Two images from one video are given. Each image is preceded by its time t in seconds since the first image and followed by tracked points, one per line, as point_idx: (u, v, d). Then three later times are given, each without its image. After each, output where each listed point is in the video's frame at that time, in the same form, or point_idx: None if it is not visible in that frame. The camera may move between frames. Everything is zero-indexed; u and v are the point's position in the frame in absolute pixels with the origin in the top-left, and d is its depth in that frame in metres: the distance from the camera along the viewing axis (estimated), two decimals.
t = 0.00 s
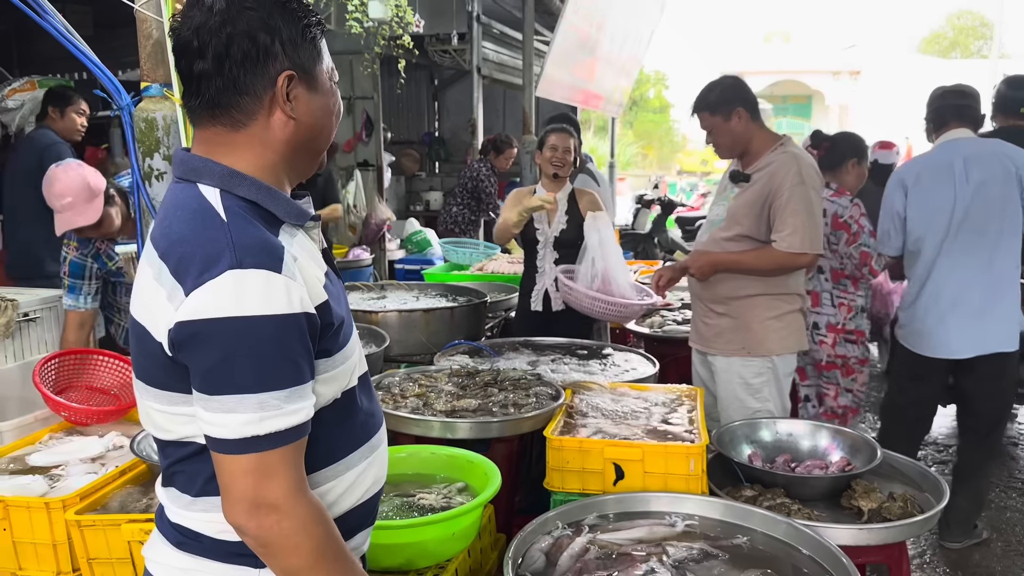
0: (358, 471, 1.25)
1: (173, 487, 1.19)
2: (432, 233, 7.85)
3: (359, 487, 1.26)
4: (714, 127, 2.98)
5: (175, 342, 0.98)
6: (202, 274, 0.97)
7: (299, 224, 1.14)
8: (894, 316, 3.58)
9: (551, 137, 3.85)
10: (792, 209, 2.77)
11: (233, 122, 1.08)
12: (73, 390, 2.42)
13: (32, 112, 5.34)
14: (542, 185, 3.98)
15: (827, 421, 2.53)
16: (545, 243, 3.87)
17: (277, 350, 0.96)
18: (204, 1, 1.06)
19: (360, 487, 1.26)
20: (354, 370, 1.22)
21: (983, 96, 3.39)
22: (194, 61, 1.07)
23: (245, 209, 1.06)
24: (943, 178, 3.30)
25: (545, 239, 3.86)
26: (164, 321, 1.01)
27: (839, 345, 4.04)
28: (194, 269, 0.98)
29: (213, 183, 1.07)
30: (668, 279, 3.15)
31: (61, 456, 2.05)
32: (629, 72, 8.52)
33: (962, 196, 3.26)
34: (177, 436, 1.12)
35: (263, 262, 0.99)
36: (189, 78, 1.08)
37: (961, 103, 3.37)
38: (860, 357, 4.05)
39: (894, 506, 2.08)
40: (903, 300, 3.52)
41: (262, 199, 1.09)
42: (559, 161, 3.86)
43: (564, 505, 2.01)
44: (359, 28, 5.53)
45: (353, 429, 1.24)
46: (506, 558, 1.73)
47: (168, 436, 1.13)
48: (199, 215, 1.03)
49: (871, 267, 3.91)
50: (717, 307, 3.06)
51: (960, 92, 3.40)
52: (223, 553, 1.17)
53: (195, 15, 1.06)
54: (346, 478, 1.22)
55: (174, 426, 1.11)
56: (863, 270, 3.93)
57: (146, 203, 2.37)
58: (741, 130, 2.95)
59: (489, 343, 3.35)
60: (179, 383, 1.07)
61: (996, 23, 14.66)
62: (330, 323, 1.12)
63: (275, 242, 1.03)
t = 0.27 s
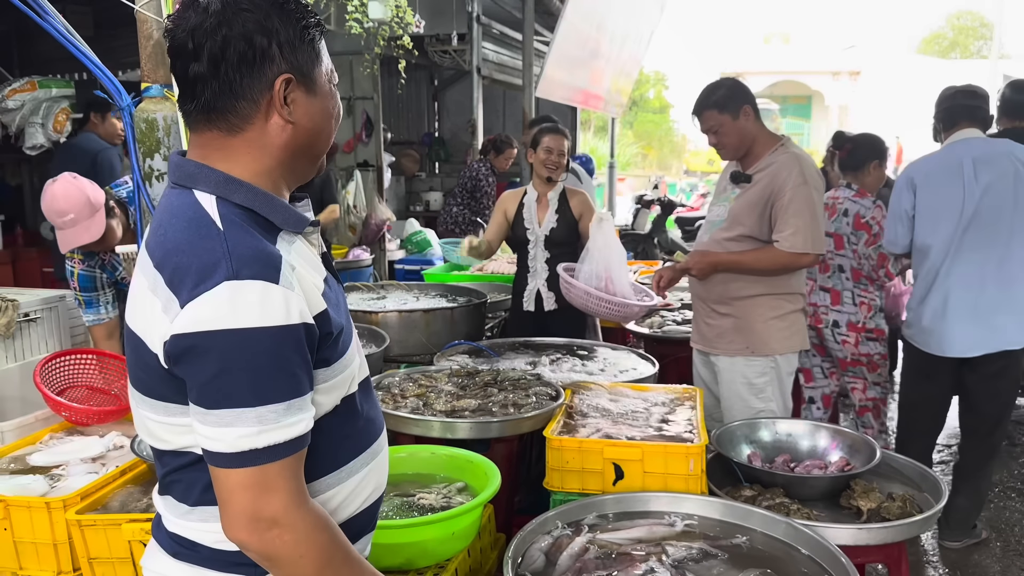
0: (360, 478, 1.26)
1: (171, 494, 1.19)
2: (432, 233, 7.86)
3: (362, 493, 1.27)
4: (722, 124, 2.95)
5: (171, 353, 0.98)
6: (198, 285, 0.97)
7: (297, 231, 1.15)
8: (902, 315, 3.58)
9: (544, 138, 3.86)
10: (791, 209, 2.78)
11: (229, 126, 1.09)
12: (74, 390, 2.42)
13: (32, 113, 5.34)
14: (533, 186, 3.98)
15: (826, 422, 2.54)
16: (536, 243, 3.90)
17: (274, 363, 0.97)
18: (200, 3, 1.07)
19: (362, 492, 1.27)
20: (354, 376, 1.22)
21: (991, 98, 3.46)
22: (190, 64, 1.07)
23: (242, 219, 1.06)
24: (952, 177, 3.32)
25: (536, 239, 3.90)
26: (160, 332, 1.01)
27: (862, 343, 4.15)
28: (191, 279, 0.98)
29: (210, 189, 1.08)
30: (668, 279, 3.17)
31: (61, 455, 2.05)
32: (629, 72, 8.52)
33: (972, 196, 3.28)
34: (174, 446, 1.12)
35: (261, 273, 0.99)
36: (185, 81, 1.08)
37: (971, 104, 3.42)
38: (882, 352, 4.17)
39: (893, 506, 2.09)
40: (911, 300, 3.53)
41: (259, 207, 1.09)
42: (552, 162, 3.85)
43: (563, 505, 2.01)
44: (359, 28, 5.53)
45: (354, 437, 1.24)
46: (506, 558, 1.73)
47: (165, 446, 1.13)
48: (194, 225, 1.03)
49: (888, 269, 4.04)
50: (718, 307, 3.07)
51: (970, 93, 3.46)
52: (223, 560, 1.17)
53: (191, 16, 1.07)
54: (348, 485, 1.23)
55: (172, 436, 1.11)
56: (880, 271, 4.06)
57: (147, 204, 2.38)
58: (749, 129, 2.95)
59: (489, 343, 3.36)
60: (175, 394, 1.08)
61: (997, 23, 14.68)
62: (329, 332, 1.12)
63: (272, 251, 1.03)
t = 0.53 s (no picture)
0: (359, 478, 1.26)
1: (170, 495, 1.19)
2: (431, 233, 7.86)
3: (361, 493, 1.27)
4: (722, 123, 2.94)
5: (177, 353, 0.98)
6: (206, 286, 0.97)
7: (302, 233, 1.15)
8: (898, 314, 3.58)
9: (540, 141, 3.87)
10: (793, 209, 2.78)
11: (235, 127, 1.09)
12: (72, 390, 2.42)
13: (31, 113, 5.33)
14: (528, 187, 3.99)
15: (825, 421, 2.54)
16: (533, 243, 3.90)
17: (280, 365, 0.97)
18: (205, 3, 1.06)
19: (362, 492, 1.28)
20: (355, 377, 1.22)
21: (989, 98, 3.47)
22: (195, 64, 1.07)
23: (249, 220, 1.06)
24: (944, 177, 3.34)
25: (532, 238, 3.89)
26: (165, 332, 1.01)
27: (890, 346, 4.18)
28: (199, 280, 0.98)
29: (216, 189, 1.08)
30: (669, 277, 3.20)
31: (60, 455, 2.05)
32: (629, 72, 8.52)
33: (962, 195, 3.29)
34: (175, 446, 1.12)
35: (270, 275, 0.99)
36: (190, 81, 1.08)
37: (969, 103, 3.43)
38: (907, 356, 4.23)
39: (891, 506, 2.09)
40: (907, 298, 3.52)
41: (266, 208, 1.09)
42: (548, 163, 3.86)
43: (562, 504, 2.01)
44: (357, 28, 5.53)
45: (355, 437, 1.24)
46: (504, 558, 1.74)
47: (167, 446, 1.13)
48: (202, 224, 1.03)
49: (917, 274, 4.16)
50: (719, 308, 3.07)
51: (968, 92, 3.46)
52: (222, 562, 1.17)
53: (195, 16, 1.06)
54: (348, 485, 1.23)
55: (173, 436, 1.11)
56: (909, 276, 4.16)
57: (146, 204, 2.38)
58: (747, 130, 2.95)
59: (488, 343, 3.36)
60: (177, 394, 1.08)
61: (997, 23, 14.69)
62: (333, 335, 1.12)
63: (280, 253, 1.04)
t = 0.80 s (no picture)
0: (370, 474, 1.25)
1: (181, 492, 1.19)
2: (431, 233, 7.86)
3: (371, 489, 1.27)
4: (726, 120, 2.93)
5: (194, 347, 0.98)
6: (223, 280, 0.97)
7: (314, 231, 1.15)
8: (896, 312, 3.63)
9: (543, 142, 3.86)
10: (795, 210, 2.78)
11: (249, 128, 1.09)
12: (71, 390, 2.42)
13: (30, 113, 5.33)
14: (531, 190, 3.99)
15: (824, 421, 2.54)
16: (540, 243, 3.89)
17: (297, 358, 0.97)
18: (219, 6, 1.06)
19: (371, 489, 1.27)
20: (365, 374, 1.22)
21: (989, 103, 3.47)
22: (209, 67, 1.07)
23: (263, 216, 1.06)
24: (940, 177, 3.35)
25: (540, 240, 3.88)
26: (180, 327, 1.00)
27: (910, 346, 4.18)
28: (216, 275, 0.98)
29: (232, 188, 1.07)
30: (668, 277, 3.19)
31: (59, 455, 2.05)
32: (628, 72, 8.51)
33: (956, 194, 3.29)
34: (187, 442, 1.12)
35: (286, 269, 1.00)
36: (204, 83, 1.08)
37: (970, 106, 3.44)
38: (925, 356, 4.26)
39: (890, 506, 2.09)
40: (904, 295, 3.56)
41: (280, 206, 1.09)
42: (552, 166, 3.85)
43: (561, 504, 2.01)
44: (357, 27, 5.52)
45: (365, 434, 1.23)
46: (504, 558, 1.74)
47: (179, 443, 1.13)
48: (218, 221, 1.03)
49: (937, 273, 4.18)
50: (718, 308, 3.07)
51: (969, 97, 3.48)
52: (231, 560, 1.17)
53: (209, 19, 1.06)
54: (357, 481, 1.22)
55: (185, 432, 1.11)
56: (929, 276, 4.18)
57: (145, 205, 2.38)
58: (734, 139, 2.94)
59: (487, 343, 3.36)
60: (191, 389, 1.07)
61: (997, 23, 14.70)
62: (346, 330, 1.12)
63: (295, 249, 1.04)
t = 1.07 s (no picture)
0: (382, 470, 1.24)
1: (195, 487, 1.19)
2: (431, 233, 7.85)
3: (385, 484, 1.26)
4: (728, 118, 2.91)
5: (212, 336, 0.98)
6: (240, 268, 0.97)
7: (328, 224, 1.15)
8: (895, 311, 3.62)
9: (546, 141, 3.85)
10: (797, 208, 2.78)
11: (263, 123, 1.08)
12: (71, 390, 2.41)
13: (30, 112, 5.32)
14: (535, 188, 3.97)
15: (825, 421, 2.53)
16: (543, 243, 3.89)
17: (314, 345, 0.97)
18: (231, 3, 1.06)
19: (383, 485, 1.26)
20: (379, 367, 1.22)
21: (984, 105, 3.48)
22: (222, 64, 1.06)
23: (278, 207, 1.06)
24: (938, 176, 3.33)
25: (544, 240, 3.88)
26: (198, 317, 1.00)
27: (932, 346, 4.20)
28: (233, 263, 0.97)
29: (247, 181, 1.07)
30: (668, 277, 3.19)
31: (59, 455, 2.05)
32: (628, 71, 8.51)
33: (954, 194, 3.28)
34: (203, 435, 1.11)
35: (302, 257, 0.99)
36: (217, 80, 1.07)
37: (966, 107, 3.44)
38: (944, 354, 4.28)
39: (891, 506, 2.08)
40: (903, 294, 3.54)
41: (295, 199, 1.09)
42: (556, 165, 3.84)
43: (562, 504, 2.01)
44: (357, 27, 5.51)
45: (377, 430, 1.23)
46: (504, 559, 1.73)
47: (194, 436, 1.12)
48: (235, 213, 1.02)
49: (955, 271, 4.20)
50: (718, 308, 3.07)
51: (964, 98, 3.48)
52: (241, 556, 1.17)
53: (222, 17, 1.06)
54: (369, 477, 1.22)
55: (201, 424, 1.11)
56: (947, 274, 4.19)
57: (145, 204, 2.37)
58: (735, 138, 2.93)
59: (487, 343, 3.36)
60: (207, 380, 1.07)
61: (997, 23, 14.72)
62: (360, 321, 1.12)
63: (310, 239, 1.03)
